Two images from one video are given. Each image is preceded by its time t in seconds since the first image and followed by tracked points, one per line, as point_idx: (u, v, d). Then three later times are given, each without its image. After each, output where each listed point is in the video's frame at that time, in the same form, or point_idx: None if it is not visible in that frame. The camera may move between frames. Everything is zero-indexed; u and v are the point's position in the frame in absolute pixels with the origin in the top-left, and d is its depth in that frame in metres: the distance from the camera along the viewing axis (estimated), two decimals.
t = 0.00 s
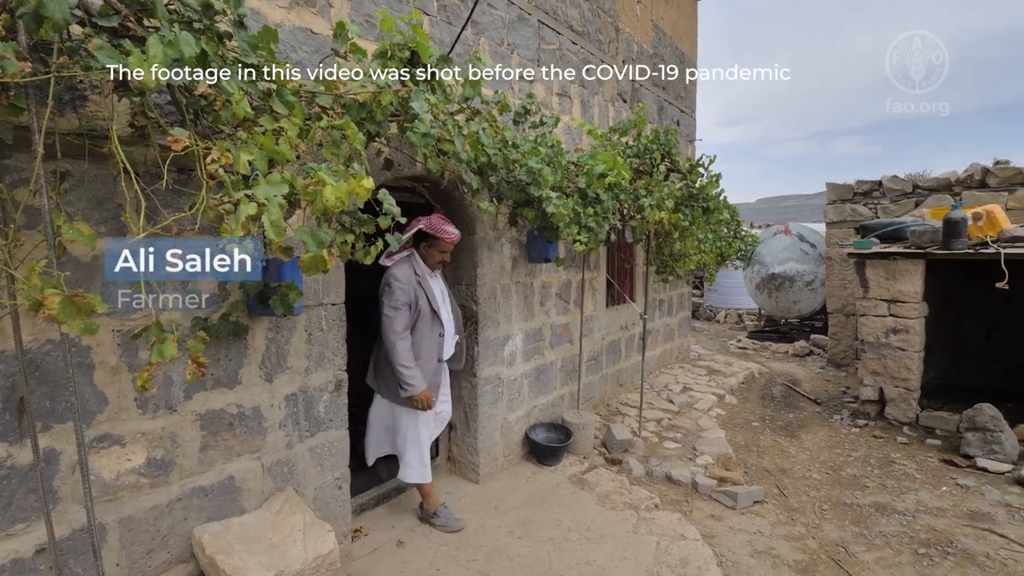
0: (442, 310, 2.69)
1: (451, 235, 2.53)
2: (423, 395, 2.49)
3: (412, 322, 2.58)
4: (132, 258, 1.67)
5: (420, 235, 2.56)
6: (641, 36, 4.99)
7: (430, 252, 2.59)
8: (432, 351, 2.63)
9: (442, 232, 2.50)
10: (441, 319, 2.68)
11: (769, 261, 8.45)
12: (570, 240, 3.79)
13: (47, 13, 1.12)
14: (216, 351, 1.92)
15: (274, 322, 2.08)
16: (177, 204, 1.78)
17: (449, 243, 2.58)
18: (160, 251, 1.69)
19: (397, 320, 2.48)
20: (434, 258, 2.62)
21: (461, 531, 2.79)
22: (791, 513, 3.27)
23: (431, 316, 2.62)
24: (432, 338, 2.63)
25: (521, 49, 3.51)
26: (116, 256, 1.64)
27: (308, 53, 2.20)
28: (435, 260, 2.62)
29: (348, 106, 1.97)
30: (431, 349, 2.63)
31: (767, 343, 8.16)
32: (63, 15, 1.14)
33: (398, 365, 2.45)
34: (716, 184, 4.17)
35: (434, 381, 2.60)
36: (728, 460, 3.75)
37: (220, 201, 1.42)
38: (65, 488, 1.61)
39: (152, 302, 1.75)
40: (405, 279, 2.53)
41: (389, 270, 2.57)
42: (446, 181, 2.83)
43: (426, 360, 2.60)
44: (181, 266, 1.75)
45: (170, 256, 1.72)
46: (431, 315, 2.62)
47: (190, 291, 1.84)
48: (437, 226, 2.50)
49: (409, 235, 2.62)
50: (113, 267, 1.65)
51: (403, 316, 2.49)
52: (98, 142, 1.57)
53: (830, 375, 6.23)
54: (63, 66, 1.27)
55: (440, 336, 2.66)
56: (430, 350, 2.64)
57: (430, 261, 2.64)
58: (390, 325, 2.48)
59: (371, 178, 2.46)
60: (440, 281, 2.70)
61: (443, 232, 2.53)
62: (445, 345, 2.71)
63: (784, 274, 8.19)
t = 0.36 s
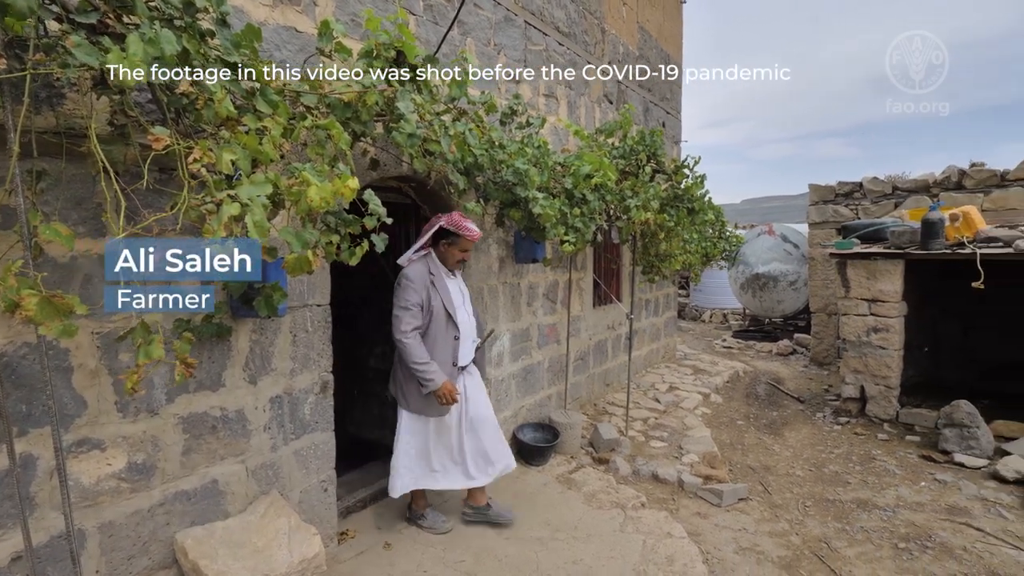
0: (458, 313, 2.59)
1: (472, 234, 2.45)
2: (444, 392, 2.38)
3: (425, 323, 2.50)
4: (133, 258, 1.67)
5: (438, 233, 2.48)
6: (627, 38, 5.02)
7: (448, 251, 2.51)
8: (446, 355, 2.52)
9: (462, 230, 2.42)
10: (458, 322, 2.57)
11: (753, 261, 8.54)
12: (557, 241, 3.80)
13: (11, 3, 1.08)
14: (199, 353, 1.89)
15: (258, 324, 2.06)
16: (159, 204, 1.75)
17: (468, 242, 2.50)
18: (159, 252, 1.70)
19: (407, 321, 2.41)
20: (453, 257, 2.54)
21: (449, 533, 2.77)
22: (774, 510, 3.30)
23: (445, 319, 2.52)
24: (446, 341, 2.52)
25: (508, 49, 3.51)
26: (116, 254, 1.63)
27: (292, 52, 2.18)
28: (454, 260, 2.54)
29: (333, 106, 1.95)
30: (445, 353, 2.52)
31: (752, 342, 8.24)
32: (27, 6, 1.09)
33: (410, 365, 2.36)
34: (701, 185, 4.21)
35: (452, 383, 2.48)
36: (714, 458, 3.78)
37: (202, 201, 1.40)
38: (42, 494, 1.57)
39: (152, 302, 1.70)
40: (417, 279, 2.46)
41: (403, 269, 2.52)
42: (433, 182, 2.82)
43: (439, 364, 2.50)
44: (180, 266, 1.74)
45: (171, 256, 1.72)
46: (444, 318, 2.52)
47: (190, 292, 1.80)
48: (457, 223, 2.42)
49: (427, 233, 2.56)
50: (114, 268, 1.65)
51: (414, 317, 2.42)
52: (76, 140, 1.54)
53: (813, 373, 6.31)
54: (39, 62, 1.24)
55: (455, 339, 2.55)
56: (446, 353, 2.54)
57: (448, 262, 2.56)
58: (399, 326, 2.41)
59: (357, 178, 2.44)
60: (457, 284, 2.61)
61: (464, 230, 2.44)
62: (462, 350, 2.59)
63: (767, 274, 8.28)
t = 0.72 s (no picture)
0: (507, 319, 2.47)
1: (527, 238, 2.36)
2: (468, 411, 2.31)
3: (474, 330, 2.39)
4: (132, 257, 1.57)
5: (490, 237, 2.39)
6: (611, 40, 5.05)
7: (500, 256, 2.41)
8: (494, 365, 2.41)
9: (517, 234, 2.34)
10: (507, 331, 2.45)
11: (735, 261, 8.63)
12: (541, 241, 3.80)
13: None
14: (177, 354, 1.86)
15: (238, 325, 2.04)
16: (135, 203, 1.72)
17: (522, 247, 2.40)
18: (159, 251, 1.57)
19: (455, 327, 2.31)
20: (506, 263, 2.43)
21: (434, 535, 2.76)
22: (756, 506, 3.34)
23: (495, 325, 2.40)
24: (495, 349, 2.40)
25: (492, 49, 3.51)
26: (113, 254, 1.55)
27: (273, 49, 2.15)
28: (505, 266, 2.43)
29: (314, 105, 1.93)
30: (493, 362, 2.40)
31: (734, 341, 8.33)
32: (12, 10, 1.09)
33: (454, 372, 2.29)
34: (684, 186, 4.25)
35: (497, 395, 2.37)
36: (697, 456, 3.81)
37: (179, 200, 1.38)
38: (14, 500, 1.54)
39: (152, 303, 1.65)
40: (466, 283, 2.36)
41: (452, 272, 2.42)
42: (417, 181, 2.81)
43: (487, 372, 2.38)
44: (181, 267, 1.55)
45: (170, 256, 1.57)
46: (493, 325, 2.40)
47: (191, 291, 1.72)
48: (513, 227, 2.33)
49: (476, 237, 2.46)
50: (113, 267, 1.56)
51: (462, 323, 2.32)
52: (47, 137, 1.50)
53: (794, 371, 6.40)
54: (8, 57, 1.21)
55: (504, 347, 2.43)
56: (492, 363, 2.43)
57: (498, 267, 2.45)
58: (446, 331, 2.31)
59: (340, 178, 2.42)
60: (506, 289, 2.49)
61: (519, 234, 2.35)
62: (510, 360, 2.47)
63: (750, 274, 8.38)
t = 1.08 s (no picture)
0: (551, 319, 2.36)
1: (573, 234, 2.30)
2: (508, 414, 2.19)
3: (516, 330, 2.27)
4: (133, 258, 1.60)
5: (534, 231, 2.31)
6: (594, 41, 5.07)
7: (544, 252, 2.32)
8: (537, 367, 2.28)
9: (563, 228, 2.27)
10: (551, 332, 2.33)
11: (717, 261, 8.73)
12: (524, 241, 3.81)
13: None
14: (152, 357, 1.83)
15: (215, 327, 2.01)
16: (107, 202, 1.68)
17: (567, 243, 2.32)
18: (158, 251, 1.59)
19: (496, 326, 2.20)
20: (549, 259, 2.34)
21: (417, 537, 2.74)
22: (737, 503, 3.38)
23: (539, 324, 2.28)
24: (540, 349, 2.28)
25: (475, 49, 3.50)
26: (114, 254, 1.55)
27: (251, 47, 2.12)
28: (549, 262, 2.34)
29: (292, 103, 1.91)
30: (539, 363, 2.28)
31: (716, 339, 8.43)
32: None
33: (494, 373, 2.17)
34: (666, 186, 4.28)
35: (540, 398, 2.24)
36: (679, 454, 3.84)
37: (151, 199, 1.35)
38: None
39: (152, 303, 1.72)
40: (508, 279, 2.25)
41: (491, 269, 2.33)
42: (398, 181, 2.79)
43: (531, 373, 2.26)
44: (181, 265, 1.57)
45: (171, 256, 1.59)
46: (538, 324, 2.27)
47: (190, 291, 1.73)
48: (560, 220, 2.26)
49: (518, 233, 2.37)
50: (112, 268, 1.57)
51: (504, 321, 2.20)
52: (14, 134, 1.46)
53: (774, 369, 6.49)
54: None
55: (549, 347, 2.30)
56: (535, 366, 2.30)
57: (542, 264, 2.36)
58: (486, 330, 2.20)
59: (320, 177, 2.39)
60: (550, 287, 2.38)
61: (565, 229, 2.28)
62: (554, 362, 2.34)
63: (731, 273, 8.49)
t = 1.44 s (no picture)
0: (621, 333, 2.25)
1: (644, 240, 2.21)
2: (575, 442, 2.09)
3: (586, 347, 2.16)
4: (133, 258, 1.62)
5: (602, 239, 2.19)
6: (577, 41, 5.08)
7: (613, 261, 2.21)
8: (609, 386, 2.17)
9: (635, 235, 2.17)
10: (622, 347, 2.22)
11: (699, 260, 8.81)
12: (507, 241, 3.80)
13: None
14: (124, 360, 1.78)
15: (191, 328, 1.96)
16: (76, 200, 1.63)
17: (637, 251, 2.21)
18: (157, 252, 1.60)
19: (569, 344, 2.08)
20: (618, 268, 2.23)
21: (399, 539, 2.72)
22: (718, 500, 3.41)
23: (611, 341, 2.16)
24: (611, 367, 2.17)
25: (457, 47, 3.48)
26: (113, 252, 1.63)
27: (227, 43, 2.08)
28: (617, 271, 2.24)
29: (270, 100, 1.87)
30: (612, 381, 2.18)
31: (698, 338, 8.51)
32: None
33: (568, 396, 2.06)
34: (648, 186, 4.31)
35: (612, 422, 2.15)
36: (662, 452, 3.87)
37: (120, 197, 1.33)
38: None
39: (151, 303, 1.71)
40: (579, 292, 2.12)
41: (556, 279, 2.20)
42: (379, 180, 2.76)
43: (603, 394, 2.16)
44: (180, 266, 1.62)
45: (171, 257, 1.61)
46: (611, 340, 2.16)
47: (190, 292, 1.72)
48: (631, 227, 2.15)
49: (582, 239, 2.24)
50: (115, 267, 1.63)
51: (577, 340, 2.08)
52: None
53: (755, 367, 6.57)
54: None
55: (621, 364, 2.19)
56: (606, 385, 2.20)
57: (608, 272, 2.24)
58: (558, 350, 2.08)
59: (299, 176, 2.36)
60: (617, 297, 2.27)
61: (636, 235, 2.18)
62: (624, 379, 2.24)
63: (712, 273, 8.57)
